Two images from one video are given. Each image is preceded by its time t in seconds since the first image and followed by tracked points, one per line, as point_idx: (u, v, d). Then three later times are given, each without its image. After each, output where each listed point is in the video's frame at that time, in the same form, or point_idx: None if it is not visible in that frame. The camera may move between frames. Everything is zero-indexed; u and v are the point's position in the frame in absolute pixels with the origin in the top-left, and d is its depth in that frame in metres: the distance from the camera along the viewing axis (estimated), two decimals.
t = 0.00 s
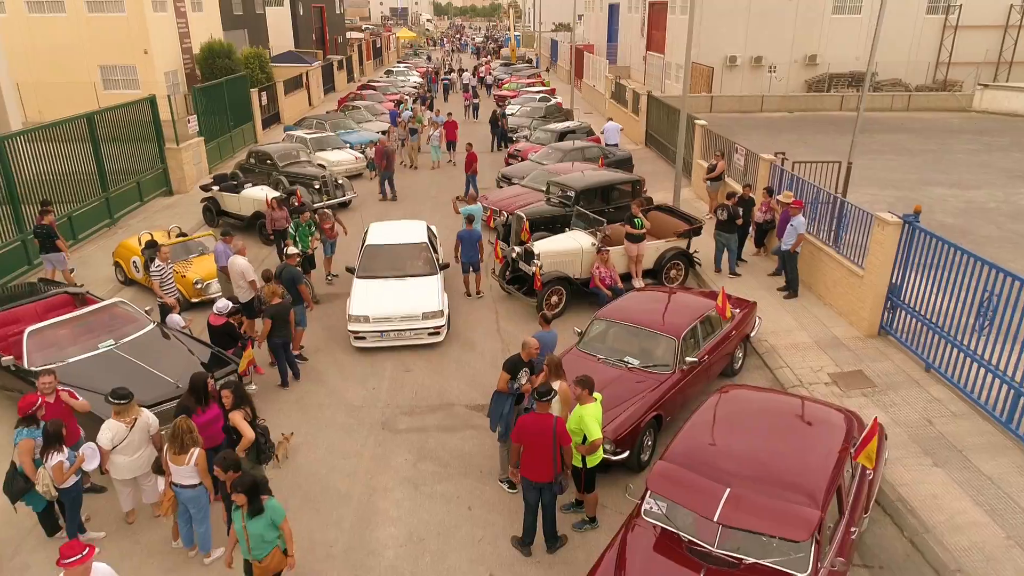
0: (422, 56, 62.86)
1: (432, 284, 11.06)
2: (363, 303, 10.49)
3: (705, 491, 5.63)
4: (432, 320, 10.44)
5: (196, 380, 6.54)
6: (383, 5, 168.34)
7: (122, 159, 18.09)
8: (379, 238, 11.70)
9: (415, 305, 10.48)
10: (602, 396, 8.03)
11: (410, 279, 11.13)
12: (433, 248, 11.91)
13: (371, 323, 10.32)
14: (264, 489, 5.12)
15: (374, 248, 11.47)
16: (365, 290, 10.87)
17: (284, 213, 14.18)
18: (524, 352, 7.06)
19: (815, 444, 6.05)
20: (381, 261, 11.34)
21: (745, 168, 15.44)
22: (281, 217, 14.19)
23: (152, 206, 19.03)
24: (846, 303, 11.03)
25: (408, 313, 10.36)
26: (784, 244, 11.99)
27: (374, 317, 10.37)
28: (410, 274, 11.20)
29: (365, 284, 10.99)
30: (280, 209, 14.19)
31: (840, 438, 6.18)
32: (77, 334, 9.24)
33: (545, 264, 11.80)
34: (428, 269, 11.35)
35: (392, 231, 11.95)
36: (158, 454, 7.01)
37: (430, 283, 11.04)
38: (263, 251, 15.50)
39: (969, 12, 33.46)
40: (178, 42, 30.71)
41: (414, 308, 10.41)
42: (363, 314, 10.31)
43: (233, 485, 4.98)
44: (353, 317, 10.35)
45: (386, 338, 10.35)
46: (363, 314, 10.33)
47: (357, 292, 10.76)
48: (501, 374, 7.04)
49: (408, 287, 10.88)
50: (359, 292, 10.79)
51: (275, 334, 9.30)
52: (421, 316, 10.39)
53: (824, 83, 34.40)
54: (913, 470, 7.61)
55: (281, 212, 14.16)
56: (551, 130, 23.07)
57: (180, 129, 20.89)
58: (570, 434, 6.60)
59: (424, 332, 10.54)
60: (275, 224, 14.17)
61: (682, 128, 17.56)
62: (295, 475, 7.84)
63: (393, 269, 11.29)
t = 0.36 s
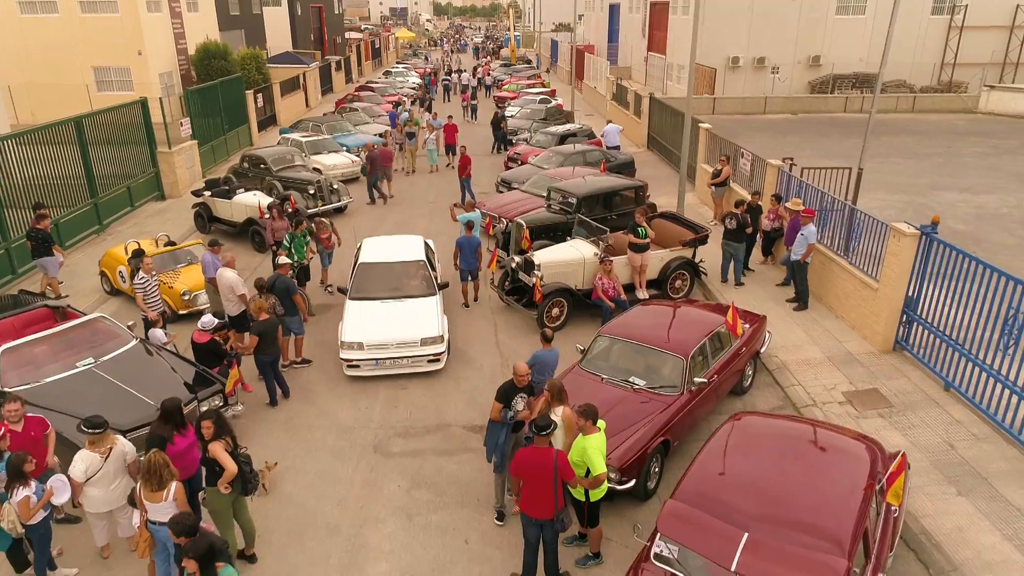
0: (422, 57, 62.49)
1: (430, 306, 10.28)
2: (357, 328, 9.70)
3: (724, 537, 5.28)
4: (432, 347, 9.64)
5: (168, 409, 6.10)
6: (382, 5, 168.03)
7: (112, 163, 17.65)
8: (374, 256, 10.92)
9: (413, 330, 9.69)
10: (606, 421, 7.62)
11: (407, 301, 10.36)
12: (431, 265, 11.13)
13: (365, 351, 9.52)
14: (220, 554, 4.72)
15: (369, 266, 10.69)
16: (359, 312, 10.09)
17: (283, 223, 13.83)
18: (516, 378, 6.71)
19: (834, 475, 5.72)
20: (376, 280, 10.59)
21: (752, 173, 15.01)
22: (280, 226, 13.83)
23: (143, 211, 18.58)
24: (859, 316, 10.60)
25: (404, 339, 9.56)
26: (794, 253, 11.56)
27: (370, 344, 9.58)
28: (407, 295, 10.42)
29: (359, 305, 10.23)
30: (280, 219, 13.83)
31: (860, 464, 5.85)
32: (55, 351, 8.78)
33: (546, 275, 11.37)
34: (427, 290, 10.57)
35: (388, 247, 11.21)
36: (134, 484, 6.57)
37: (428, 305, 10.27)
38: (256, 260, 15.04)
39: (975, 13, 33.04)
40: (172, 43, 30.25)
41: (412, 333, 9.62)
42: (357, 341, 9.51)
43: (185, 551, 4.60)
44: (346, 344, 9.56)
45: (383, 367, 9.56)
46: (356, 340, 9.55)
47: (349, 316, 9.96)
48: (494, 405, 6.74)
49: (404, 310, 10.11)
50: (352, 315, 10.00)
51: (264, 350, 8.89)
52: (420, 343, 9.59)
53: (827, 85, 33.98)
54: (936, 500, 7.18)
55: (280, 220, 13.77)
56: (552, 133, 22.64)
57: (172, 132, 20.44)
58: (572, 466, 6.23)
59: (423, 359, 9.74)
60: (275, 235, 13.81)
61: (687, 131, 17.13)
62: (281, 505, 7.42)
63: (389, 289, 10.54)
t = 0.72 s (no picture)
0: (421, 57, 62.07)
1: (428, 331, 9.49)
2: (347, 357, 8.87)
3: None
4: (429, 378, 8.87)
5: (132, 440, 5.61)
6: (381, 5, 167.62)
7: (102, 167, 17.19)
8: (366, 279, 10.12)
9: (408, 359, 8.89)
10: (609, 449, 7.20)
11: (402, 325, 9.56)
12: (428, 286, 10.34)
13: (357, 383, 8.70)
14: None
15: (361, 289, 9.90)
16: (349, 340, 9.28)
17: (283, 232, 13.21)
18: (503, 412, 6.11)
19: (851, 512, 5.43)
20: (369, 303, 9.80)
21: (759, 180, 14.57)
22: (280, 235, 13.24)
23: (134, 216, 18.14)
24: (872, 330, 10.18)
25: (400, 369, 8.76)
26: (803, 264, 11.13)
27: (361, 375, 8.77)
28: (402, 320, 9.63)
29: (350, 330, 9.43)
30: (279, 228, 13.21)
31: (875, 499, 5.55)
32: (29, 370, 8.26)
33: (546, 286, 10.95)
34: (425, 315, 9.77)
35: (381, 267, 10.42)
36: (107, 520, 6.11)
37: (426, 330, 9.47)
38: (247, 268, 14.60)
39: (980, 13, 32.62)
40: (167, 45, 29.82)
41: (407, 364, 8.81)
42: (347, 373, 8.69)
43: None
44: (335, 376, 8.72)
45: (375, 400, 8.76)
46: (347, 371, 8.72)
47: (339, 343, 9.14)
48: (483, 439, 6.16)
49: (399, 337, 9.31)
50: (341, 343, 9.16)
51: (248, 369, 8.45)
52: (417, 375, 8.80)
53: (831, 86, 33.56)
54: (961, 532, 6.77)
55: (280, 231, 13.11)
56: (552, 135, 22.22)
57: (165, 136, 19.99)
58: (573, 503, 5.82)
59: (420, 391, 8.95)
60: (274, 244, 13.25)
61: (691, 135, 16.68)
62: (265, 537, 6.99)
63: (382, 311, 9.75)
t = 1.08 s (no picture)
0: (419, 58, 61.67)
1: (423, 362, 8.68)
2: (334, 393, 8.07)
3: None
4: (424, 415, 8.05)
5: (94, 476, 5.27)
6: (380, 6, 167.23)
7: (90, 173, 16.75)
8: (355, 302, 9.30)
9: (402, 394, 8.09)
10: (613, 480, 6.80)
11: (395, 355, 8.76)
12: (423, 310, 9.55)
13: (345, 422, 7.91)
14: None
15: (351, 313, 9.11)
16: (336, 372, 8.47)
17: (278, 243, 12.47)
18: (490, 451, 5.65)
19: (868, 548, 5.28)
20: (359, 328, 9.00)
21: (766, 186, 14.13)
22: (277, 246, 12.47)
23: (124, 222, 17.70)
24: (886, 345, 9.76)
25: (393, 407, 7.94)
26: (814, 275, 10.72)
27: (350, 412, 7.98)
28: (395, 347, 8.85)
29: (338, 360, 8.64)
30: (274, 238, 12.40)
31: (894, 534, 5.38)
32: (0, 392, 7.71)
33: (545, 299, 10.54)
34: (420, 342, 8.97)
35: (374, 288, 9.67)
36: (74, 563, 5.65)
37: (421, 360, 8.66)
38: (238, 277, 14.15)
39: (985, 13, 32.26)
40: (161, 46, 29.42)
41: (400, 401, 8.00)
42: (334, 410, 7.89)
43: None
44: (321, 414, 7.93)
45: (367, 439, 7.97)
46: (334, 408, 7.92)
47: (325, 376, 8.35)
48: (469, 481, 5.72)
49: (392, 368, 8.51)
50: (328, 376, 8.36)
51: (233, 391, 8.05)
52: (411, 412, 8.01)
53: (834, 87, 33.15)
54: (988, 569, 6.35)
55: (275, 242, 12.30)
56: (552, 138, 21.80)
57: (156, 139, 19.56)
58: (575, 543, 5.41)
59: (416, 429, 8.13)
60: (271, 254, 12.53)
61: (694, 139, 16.25)
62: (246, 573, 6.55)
63: (373, 338, 8.98)
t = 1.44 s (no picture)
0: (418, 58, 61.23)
1: (416, 399, 7.83)
2: (317, 435, 7.24)
3: None
4: (416, 460, 7.16)
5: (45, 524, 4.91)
6: (380, 5, 166.79)
7: (77, 178, 16.28)
8: (343, 331, 8.49)
9: (392, 437, 7.23)
10: (618, 515, 6.37)
11: (386, 392, 7.91)
12: (417, 338, 8.73)
13: (329, 468, 7.06)
14: None
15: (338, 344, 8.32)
16: (322, 411, 7.65)
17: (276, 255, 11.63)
18: (486, 493, 5.26)
19: None
20: (347, 361, 8.20)
21: (773, 193, 13.70)
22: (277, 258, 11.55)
23: (113, 229, 17.25)
24: (902, 363, 9.33)
25: (381, 452, 7.08)
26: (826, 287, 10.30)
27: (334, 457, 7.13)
28: (386, 381, 8.03)
29: (324, 397, 7.83)
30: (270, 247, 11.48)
31: (921, 570, 5.01)
32: None
33: (545, 312, 10.09)
34: (413, 377, 8.15)
35: (364, 314, 8.91)
36: None
37: (413, 398, 7.83)
38: (227, 287, 13.69)
39: (991, 14, 31.89)
40: (155, 47, 29.00)
41: (389, 445, 7.13)
42: (317, 456, 7.05)
43: None
44: (302, 460, 7.08)
45: (354, 488, 7.09)
46: (316, 454, 7.08)
47: (308, 415, 7.54)
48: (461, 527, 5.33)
49: (382, 406, 7.69)
50: (311, 415, 7.55)
51: (214, 416, 7.62)
52: (402, 458, 7.12)
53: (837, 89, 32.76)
54: None
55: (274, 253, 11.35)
56: (551, 141, 21.37)
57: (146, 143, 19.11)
58: None
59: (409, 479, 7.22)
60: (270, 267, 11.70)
61: (699, 143, 15.81)
62: None
63: (362, 372, 8.17)
